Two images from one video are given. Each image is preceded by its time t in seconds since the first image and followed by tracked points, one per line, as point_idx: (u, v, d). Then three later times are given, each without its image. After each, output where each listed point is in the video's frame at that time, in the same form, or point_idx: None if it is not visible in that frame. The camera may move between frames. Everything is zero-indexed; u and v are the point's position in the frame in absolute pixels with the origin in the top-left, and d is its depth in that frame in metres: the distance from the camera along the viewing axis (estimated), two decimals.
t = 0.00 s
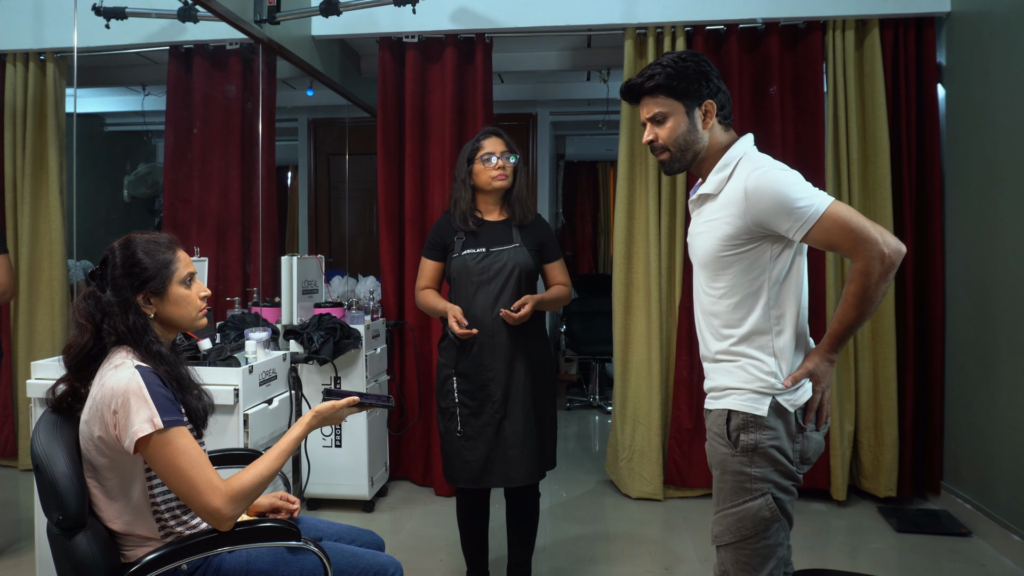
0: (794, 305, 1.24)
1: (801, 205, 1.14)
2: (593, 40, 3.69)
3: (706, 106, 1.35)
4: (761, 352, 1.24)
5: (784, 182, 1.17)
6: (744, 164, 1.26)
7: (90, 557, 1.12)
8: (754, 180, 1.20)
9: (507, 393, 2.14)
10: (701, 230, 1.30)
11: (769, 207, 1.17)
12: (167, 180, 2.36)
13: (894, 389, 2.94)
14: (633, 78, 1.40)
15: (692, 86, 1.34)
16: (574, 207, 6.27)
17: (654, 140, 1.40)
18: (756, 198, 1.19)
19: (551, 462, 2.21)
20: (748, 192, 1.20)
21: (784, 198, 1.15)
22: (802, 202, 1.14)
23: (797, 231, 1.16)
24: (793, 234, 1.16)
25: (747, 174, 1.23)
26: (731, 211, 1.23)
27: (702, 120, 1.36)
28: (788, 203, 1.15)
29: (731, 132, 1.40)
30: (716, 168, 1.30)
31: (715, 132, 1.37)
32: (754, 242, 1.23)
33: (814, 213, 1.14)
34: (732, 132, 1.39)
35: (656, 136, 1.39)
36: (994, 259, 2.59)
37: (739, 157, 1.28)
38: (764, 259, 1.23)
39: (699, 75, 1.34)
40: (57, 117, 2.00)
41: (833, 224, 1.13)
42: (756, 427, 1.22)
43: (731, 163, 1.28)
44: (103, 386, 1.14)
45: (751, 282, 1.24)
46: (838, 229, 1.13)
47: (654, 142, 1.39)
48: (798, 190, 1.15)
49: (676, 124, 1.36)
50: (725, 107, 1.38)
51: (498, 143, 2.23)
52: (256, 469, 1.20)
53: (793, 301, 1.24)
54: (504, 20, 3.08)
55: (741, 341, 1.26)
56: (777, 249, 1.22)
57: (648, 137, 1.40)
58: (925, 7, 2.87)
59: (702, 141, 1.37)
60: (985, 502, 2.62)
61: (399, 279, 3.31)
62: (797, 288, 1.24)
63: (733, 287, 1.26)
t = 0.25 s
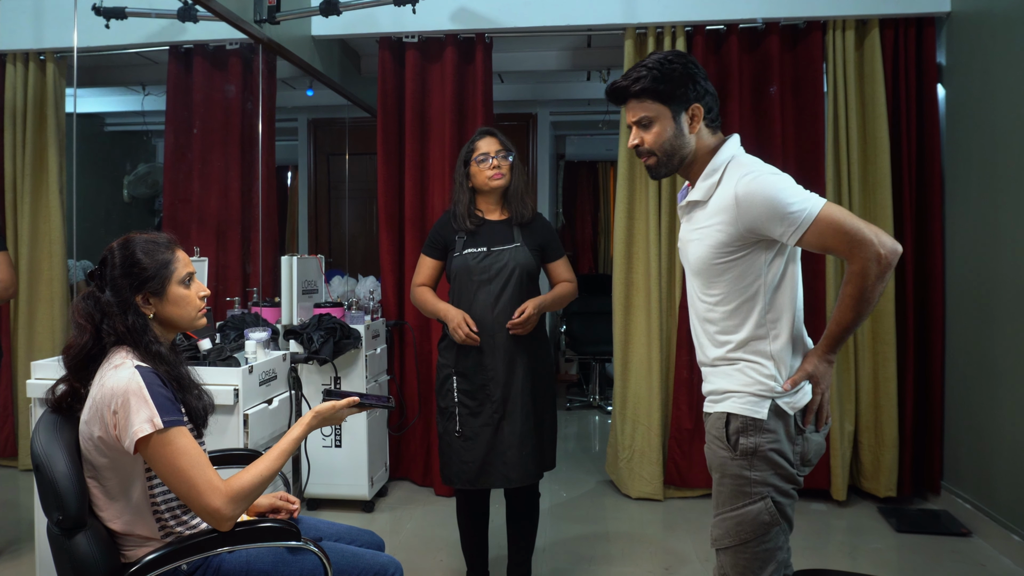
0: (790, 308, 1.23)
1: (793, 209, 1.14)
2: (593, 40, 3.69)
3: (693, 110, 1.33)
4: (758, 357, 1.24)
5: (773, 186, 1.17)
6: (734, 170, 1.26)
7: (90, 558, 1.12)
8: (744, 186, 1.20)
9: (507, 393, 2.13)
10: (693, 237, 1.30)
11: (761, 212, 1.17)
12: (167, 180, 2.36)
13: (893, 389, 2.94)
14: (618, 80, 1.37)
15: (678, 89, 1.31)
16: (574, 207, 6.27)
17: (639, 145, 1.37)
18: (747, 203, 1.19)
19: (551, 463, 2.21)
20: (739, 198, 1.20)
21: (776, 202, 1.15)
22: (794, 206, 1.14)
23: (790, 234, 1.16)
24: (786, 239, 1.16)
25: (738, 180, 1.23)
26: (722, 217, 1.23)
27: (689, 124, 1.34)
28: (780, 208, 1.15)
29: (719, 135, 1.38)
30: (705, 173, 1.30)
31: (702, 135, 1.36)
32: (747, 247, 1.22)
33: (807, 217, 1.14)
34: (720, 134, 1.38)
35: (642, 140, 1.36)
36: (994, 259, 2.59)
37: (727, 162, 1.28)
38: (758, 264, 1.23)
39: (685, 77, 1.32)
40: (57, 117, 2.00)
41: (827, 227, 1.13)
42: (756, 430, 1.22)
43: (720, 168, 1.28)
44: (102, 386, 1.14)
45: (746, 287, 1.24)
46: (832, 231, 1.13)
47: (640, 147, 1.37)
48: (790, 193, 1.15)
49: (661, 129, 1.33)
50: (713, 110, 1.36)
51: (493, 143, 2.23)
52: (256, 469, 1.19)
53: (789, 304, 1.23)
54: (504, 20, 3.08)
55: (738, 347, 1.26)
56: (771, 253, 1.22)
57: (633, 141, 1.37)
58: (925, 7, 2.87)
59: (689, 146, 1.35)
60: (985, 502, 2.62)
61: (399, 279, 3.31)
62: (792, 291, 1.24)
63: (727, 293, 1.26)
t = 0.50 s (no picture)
0: (785, 311, 1.23)
1: (784, 213, 1.14)
2: (593, 41, 3.69)
3: (678, 116, 1.33)
4: (756, 361, 1.24)
5: (763, 191, 1.16)
6: (723, 174, 1.25)
7: (89, 557, 1.12)
8: (733, 192, 1.20)
9: (506, 393, 2.14)
10: (684, 245, 1.30)
11: (752, 218, 1.16)
12: (167, 180, 2.36)
13: (893, 389, 2.94)
14: (601, 87, 1.37)
15: (662, 95, 1.31)
16: (574, 207, 6.28)
17: (625, 153, 1.37)
18: (737, 209, 1.18)
19: (550, 463, 2.21)
20: (729, 204, 1.20)
21: (765, 207, 1.15)
22: (785, 210, 1.14)
23: (783, 238, 1.15)
24: (779, 243, 1.15)
25: (726, 185, 1.22)
26: (712, 224, 1.23)
27: (674, 130, 1.34)
28: (771, 213, 1.14)
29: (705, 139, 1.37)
30: (694, 179, 1.30)
31: (688, 140, 1.35)
32: (738, 253, 1.22)
33: (798, 219, 1.13)
34: (707, 138, 1.37)
35: (628, 148, 1.36)
36: (994, 259, 2.59)
37: (716, 166, 1.28)
38: (750, 269, 1.23)
39: (668, 83, 1.31)
40: (57, 117, 2.00)
41: (819, 229, 1.12)
42: (756, 432, 1.22)
43: (708, 173, 1.28)
44: (102, 386, 1.14)
45: (739, 293, 1.24)
46: (823, 233, 1.12)
47: (626, 154, 1.36)
48: (780, 197, 1.15)
49: (647, 136, 1.33)
50: (698, 114, 1.35)
51: (490, 144, 2.22)
52: (255, 469, 1.19)
53: (784, 307, 1.23)
54: (504, 20, 3.08)
55: (735, 352, 1.26)
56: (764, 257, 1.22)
57: (619, 148, 1.37)
58: (925, 7, 2.87)
59: (675, 152, 1.34)
60: (985, 502, 2.62)
61: (399, 279, 3.30)
62: (787, 293, 1.24)
63: (721, 299, 1.26)
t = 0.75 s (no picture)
0: (781, 311, 1.23)
1: (779, 212, 1.14)
2: (593, 40, 3.68)
3: (669, 118, 1.32)
4: (754, 362, 1.24)
5: (758, 191, 1.17)
6: (716, 174, 1.25)
7: (90, 557, 1.12)
8: (727, 192, 1.20)
9: (505, 392, 2.14)
10: (679, 245, 1.30)
11: (748, 218, 1.17)
12: (167, 180, 2.36)
13: (893, 389, 2.94)
14: (593, 89, 1.37)
15: (653, 97, 1.30)
16: (575, 207, 6.27)
17: (617, 155, 1.37)
18: (732, 209, 1.18)
19: (550, 463, 2.21)
20: (724, 205, 1.20)
21: (760, 205, 1.15)
22: (780, 209, 1.14)
23: (778, 237, 1.15)
24: (775, 242, 1.16)
25: (721, 184, 1.22)
26: (707, 224, 1.23)
27: (666, 131, 1.33)
28: (767, 212, 1.14)
29: (698, 140, 1.37)
30: (688, 179, 1.30)
31: (680, 142, 1.35)
32: (734, 253, 1.23)
33: (794, 218, 1.13)
34: (699, 139, 1.36)
35: (620, 150, 1.35)
36: (994, 259, 2.59)
37: (709, 166, 1.28)
38: (746, 269, 1.23)
39: (659, 84, 1.31)
40: (57, 117, 2.00)
41: (814, 228, 1.12)
42: (755, 434, 1.22)
43: (701, 173, 1.28)
44: (102, 386, 1.14)
45: (735, 293, 1.24)
46: (818, 232, 1.12)
47: (618, 156, 1.36)
48: (774, 197, 1.15)
49: (638, 138, 1.33)
50: (690, 115, 1.35)
51: (488, 146, 2.22)
52: (254, 469, 1.19)
53: (780, 309, 1.23)
54: (504, 20, 3.08)
55: (732, 353, 1.26)
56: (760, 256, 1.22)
57: (611, 151, 1.37)
58: (925, 7, 2.88)
59: (666, 154, 1.34)
60: (985, 502, 2.62)
61: (399, 279, 3.30)
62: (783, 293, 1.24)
63: (717, 300, 1.26)
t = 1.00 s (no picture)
0: (782, 309, 1.23)
1: (781, 208, 1.14)
2: (593, 40, 3.68)
3: (665, 118, 1.32)
4: (755, 361, 1.24)
5: (758, 187, 1.17)
6: (716, 172, 1.26)
7: (90, 557, 1.12)
8: (728, 189, 1.20)
9: (504, 392, 2.14)
10: (678, 245, 1.30)
11: (749, 215, 1.17)
12: (167, 180, 2.36)
13: (893, 389, 2.94)
14: (590, 90, 1.37)
15: (649, 96, 1.31)
16: (575, 207, 6.28)
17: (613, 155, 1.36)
18: (734, 207, 1.18)
19: (549, 464, 2.21)
20: (725, 202, 1.20)
21: (760, 202, 1.15)
22: (781, 205, 1.14)
23: (780, 234, 1.15)
24: (777, 239, 1.16)
25: (721, 181, 1.22)
26: (707, 223, 1.23)
27: (662, 132, 1.33)
28: (768, 209, 1.14)
29: (694, 141, 1.37)
30: (687, 178, 1.29)
31: (676, 142, 1.35)
32: (734, 252, 1.23)
33: (795, 215, 1.13)
34: (695, 140, 1.37)
35: (616, 150, 1.35)
36: (994, 259, 2.59)
37: (708, 165, 1.28)
38: (747, 267, 1.23)
39: (656, 84, 1.31)
40: (57, 117, 2.00)
41: (815, 224, 1.12)
42: (757, 434, 1.22)
43: (700, 172, 1.28)
44: (103, 386, 1.14)
45: (736, 292, 1.25)
46: (819, 229, 1.12)
47: (614, 157, 1.36)
48: (775, 193, 1.15)
49: (634, 138, 1.33)
50: (686, 116, 1.35)
51: (487, 147, 2.22)
52: (254, 470, 1.19)
53: (781, 306, 1.24)
54: (504, 20, 3.09)
55: (733, 352, 1.26)
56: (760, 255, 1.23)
57: (607, 151, 1.36)
58: (925, 6, 2.88)
59: (662, 153, 1.34)
60: (985, 502, 2.62)
61: (399, 279, 3.30)
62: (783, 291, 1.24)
63: (718, 299, 1.26)
